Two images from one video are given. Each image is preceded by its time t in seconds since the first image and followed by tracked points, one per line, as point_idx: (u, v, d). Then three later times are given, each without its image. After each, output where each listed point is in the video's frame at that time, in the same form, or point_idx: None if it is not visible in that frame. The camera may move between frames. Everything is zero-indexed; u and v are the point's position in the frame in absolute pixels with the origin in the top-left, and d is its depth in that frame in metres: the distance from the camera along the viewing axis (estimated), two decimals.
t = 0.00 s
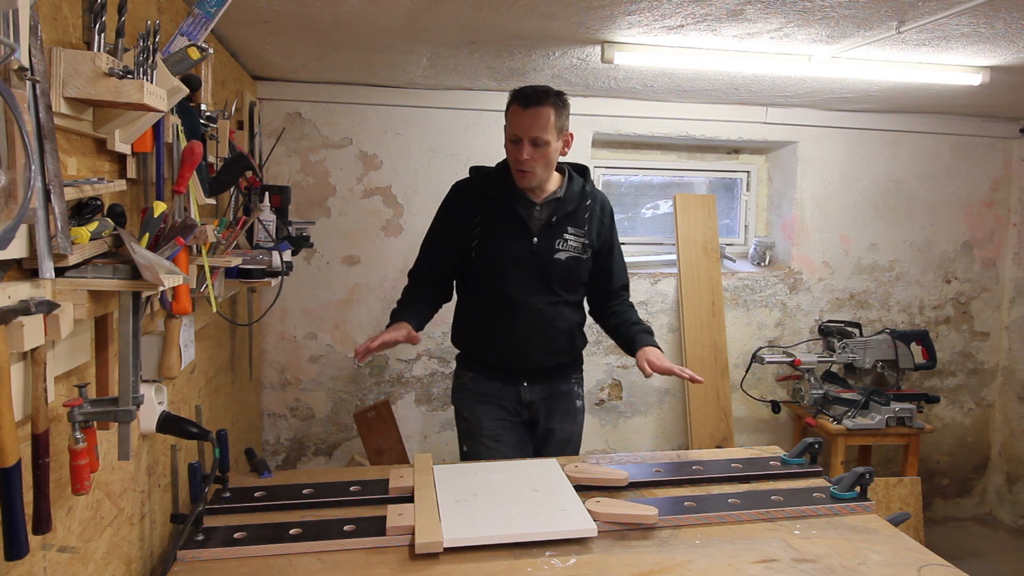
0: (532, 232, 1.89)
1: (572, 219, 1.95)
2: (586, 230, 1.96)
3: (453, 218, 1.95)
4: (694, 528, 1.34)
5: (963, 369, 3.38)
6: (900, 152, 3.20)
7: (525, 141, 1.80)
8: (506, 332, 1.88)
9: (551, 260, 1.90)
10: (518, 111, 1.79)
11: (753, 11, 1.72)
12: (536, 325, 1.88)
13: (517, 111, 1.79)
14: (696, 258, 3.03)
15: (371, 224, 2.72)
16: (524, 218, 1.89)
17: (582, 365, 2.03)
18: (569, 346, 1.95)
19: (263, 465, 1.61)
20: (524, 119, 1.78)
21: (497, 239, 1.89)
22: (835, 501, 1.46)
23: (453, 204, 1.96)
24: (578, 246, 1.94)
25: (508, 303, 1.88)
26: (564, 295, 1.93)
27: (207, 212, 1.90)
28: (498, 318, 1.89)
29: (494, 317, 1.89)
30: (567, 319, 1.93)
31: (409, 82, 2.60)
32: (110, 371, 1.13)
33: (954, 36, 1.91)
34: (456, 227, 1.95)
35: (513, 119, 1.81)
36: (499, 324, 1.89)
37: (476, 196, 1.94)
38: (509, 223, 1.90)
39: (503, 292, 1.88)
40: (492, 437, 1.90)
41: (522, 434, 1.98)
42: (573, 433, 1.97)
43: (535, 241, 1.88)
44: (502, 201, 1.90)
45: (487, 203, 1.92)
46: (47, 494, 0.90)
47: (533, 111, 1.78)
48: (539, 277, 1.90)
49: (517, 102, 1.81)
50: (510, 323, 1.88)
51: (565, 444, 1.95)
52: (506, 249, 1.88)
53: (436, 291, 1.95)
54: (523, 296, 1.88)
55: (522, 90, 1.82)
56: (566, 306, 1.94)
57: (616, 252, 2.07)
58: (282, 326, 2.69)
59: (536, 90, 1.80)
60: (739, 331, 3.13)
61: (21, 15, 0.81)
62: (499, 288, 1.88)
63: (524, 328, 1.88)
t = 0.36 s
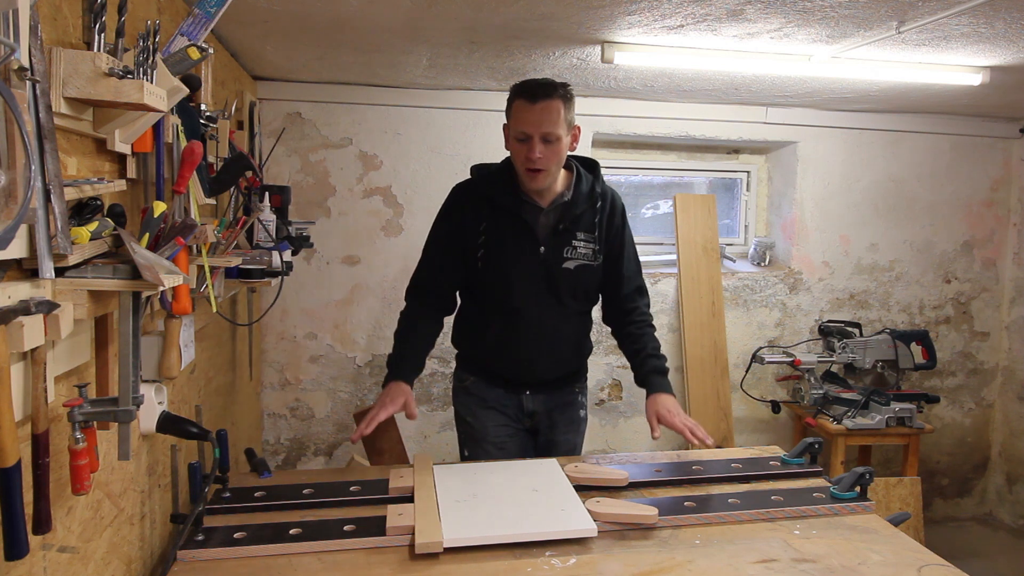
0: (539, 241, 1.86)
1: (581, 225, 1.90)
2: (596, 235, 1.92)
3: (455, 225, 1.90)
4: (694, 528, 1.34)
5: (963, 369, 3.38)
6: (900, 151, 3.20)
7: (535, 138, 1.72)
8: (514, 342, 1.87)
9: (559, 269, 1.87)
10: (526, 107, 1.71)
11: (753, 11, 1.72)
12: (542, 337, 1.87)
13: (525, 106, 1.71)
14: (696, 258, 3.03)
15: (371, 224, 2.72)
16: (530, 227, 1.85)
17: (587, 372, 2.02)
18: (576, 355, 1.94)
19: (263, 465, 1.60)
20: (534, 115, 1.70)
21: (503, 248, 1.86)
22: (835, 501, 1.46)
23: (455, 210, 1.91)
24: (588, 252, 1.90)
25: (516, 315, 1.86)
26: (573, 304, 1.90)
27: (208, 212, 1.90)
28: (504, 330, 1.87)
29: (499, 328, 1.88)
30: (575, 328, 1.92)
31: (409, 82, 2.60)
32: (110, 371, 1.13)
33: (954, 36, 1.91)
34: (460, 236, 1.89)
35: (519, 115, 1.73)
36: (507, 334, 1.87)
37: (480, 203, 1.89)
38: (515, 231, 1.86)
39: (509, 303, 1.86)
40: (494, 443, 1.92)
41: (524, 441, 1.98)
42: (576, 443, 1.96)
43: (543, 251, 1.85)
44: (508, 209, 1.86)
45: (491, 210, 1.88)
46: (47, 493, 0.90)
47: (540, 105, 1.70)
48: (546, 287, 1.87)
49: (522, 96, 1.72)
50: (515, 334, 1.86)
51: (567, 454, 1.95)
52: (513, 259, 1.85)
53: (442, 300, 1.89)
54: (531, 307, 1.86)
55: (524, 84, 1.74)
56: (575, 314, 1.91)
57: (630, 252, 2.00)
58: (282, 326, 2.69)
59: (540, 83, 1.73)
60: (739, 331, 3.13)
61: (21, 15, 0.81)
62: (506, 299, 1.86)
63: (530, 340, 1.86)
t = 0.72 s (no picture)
0: (542, 260, 1.79)
1: (586, 240, 1.82)
2: (601, 250, 1.84)
3: (450, 242, 1.79)
4: (694, 528, 1.34)
5: (963, 369, 3.38)
6: (900, 151, 3.20)
7: (544, 154, 1.63)
8: (516, 360, 1.84)
9: (562, 288, 1.81)
10: (535, 120, 1.61)
11: (753, 11, 1.72)
12: (545, 355, 1.84)
13: (532, 121, 1.62)
14: (696, 258, 3.03)
15: (371, 224, 2.72)
16: (532, 245, 1.78)
17: (588, 379, 2.00)
18: (577, 367, 1.92)
19: (263, 465, 1.60)
20: (543, 130, 1.61)
21: (505, 268, 1.79)
22: (835, 501, 1.46)
23: (450, 226, 1.80)
24: (593, 268, 1.83)
25: (519, 334, 1.81)
26: (577, 322, 1.85)
27: (208, 212, 1.90)
28: (505, 348, 1.84)
29: (501, 346, 1.84)
30: (578, 345, 1.88)
31: (409, 82, 2.60)
32: (110, 371, 1.13)
33: (954, 36, 1.91)
34: (456, 254, 1.79)
35: (526, 130, 1.63)
36: (509, 352, 1.84)
37: (478, 219, 1.80)
38: (517, 249, 1.79)
39: (511, 324, 1.81)
40: (493, 446, 1.93)
41: (523, 445, 1.99)
42: (574, 448, 1.98)
43: (545, 270, 1.78)
44: (508, 227, 1.78)
45: (490, 226, 1.79)
46: (48, 494, 0.90)
47: (549, 119, 1.61)
48: (549, 307, 1.82)
49: (528, 109, 1.63)
50: (517, 352, 1.83)
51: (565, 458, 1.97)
52: (515, 279, 1.79)
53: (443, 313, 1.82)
54: (534, 327, 1.81)
55: (532, 94, 1.64)
56: (579, 331, 1.86)
57: (638, 262, 1.91)
58: (282, 326, 2.69)
59: (550, 93, 1.63)
60: (739, 331, 3.13)
61: (21, 15, 0.81)
62: (508, 319, 1.81)
63: (532, 359, 1.84)
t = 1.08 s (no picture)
0: (539, 276, 1.77)
1: (581, 251, 1.79)
2: (597, 258, 1.82)
3: (444, 263, 1.75)
4: (694, 528, 1.34)
5: (963, 369, 3.38)
6: (900, 151, 3.20)
7: (530, 160, 1.63)
8: (520, 372, 1.85)
9: (561, 302, 1.79)
10: (519, 126, 1.61)
11: (753, 11, 1.72)
12: (547, 365, 1.84)
13: (516, 127, 1.62)
14: (696, 258, 3.03)
15: (371, 224, 2.72)
16: (528, 262, 1.75)
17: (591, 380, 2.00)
18: (580, 372, 1.92)
19: (263, 465, 1.60)
20: (528, 135, 1.61)
21: (501, 286, 1.77)
22: (835, 501, 1.46)
23: (442, 247, 1.75)
24: (590, 277, 1.81)
25: (522, 349, 1.81)
26: (578, 332, 1.85)
27: (208, 212, 1.90)
28: (508, 360, 1.84)
29: (503, 358, 1.85)
30: (580, 352, 1.88)
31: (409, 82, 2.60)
32: (111, 371, 1.13)
33: (955, 36, 1.91)
34: (451, 275, 1.76)
35: (509, 137, 1.63)
36: (512, 364, 1.85)
37: (470, 238, 1.77)
38: (513, 267, 1.76)
39: (512, 339, 1.81)
40: (496, 448, 1.94)
41: (526, 446, 2.00)
42: (579, 448, 1.99)
43: (543, 286, 1.77)
44: (502, 246, 1.75)
45: (484, 246, 1.77)
46: (47, 494, 0.90)
47: (533, 124, 1.62)
48: (549, 321, 1.81)
49: (512, 117, 1.63)
50: (520, 363, 1.84)
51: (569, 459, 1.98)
52: (513, 296, 1.77)
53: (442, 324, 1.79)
54: (536, 341, 1.81)
55: (512, 104, 1.65)
56: (581, 340, 1.86)
57: (636, 264, 1.88)
58: (282, 326, 2.69)
59: (530, 100, 1.64)
60: (739, 331, 3.13)
61: (21, 15, 0.81)
62: (508, 334, 1.81)
63: (535, 369, 1.84)
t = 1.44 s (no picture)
0: (532, 275, 1.77)
1: (573, 251, 1.80)
2: (590, 258, 1.82)
3: (438, 262, 1.75)
4: (694, 528, 1.34)
5: (963, 369, 3.38)
6: (900, 151, 3.20)
7: (527, 159, 1.63)
8: (516, 370, 1.85)
9: (554, 301, 1.80)
10: (516, 125, 1.61)
11: (753, 10, 1.72)
12: (542, 363, 1.85)
13: (514, 126, 1.62)
14: (696, 258, 3.03)
15: (371, 224, 2.72)
16: (521, 261, 1.76)
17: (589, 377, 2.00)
18: (577, 371, 1.92)
19: (263, 465, 1.60)
20: (525, 134, 1.61)
21: (494, 284, 1.78)
22: (835, 501, 1.46)
23: (436, 246, 1.76)
24: (583, 277, 1.81)
25: (516, 347, 1.82)
26: (571, 330, 1.85)
27: (207, 212, 1.90)
28: (504, 358, 1.85)
29: (498, 355, 1.85)
30: (575, 350, 1.88)
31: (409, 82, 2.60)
32: (111, 371, 1.13)
33: (954, 36, 1.91)
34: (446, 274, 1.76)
35: (507, 136, 1.63)
36: (507, 363, 1.85)
37: (465, 238, 1.77)
38: (507, 266, 1.77)
39: (506, 337, 1.81)
40: (494, 445, 1.93)
41: (525, 443, 1.99)
42: (576, 446, 1.99)
43: (536, 284, 1.77)
44: (495, 245, 1.76)
45: (478, 245, 1.77)
46: (47, 494, 0.90)
47: (531, 124, 1.62)
48: (543, 319, 1.81)
49: (509, 115, 1.63)
50: (514, 361, 1.84)
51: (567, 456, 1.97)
52: (506, 295, 1.78)
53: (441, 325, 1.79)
54: (530, 339, 1.81)
55: (511, 102, 1.65)
56: (575, 339, 1.86)
57: (629, 264, 1.89)
58: (282, 326, 2.69)
59: (529, 100, 1.64)
60: (739, 331, 3.13)
61: (21, 15, 0.81)
62: (503, 332, 1.81)
63: (529, 367, 1.84)
